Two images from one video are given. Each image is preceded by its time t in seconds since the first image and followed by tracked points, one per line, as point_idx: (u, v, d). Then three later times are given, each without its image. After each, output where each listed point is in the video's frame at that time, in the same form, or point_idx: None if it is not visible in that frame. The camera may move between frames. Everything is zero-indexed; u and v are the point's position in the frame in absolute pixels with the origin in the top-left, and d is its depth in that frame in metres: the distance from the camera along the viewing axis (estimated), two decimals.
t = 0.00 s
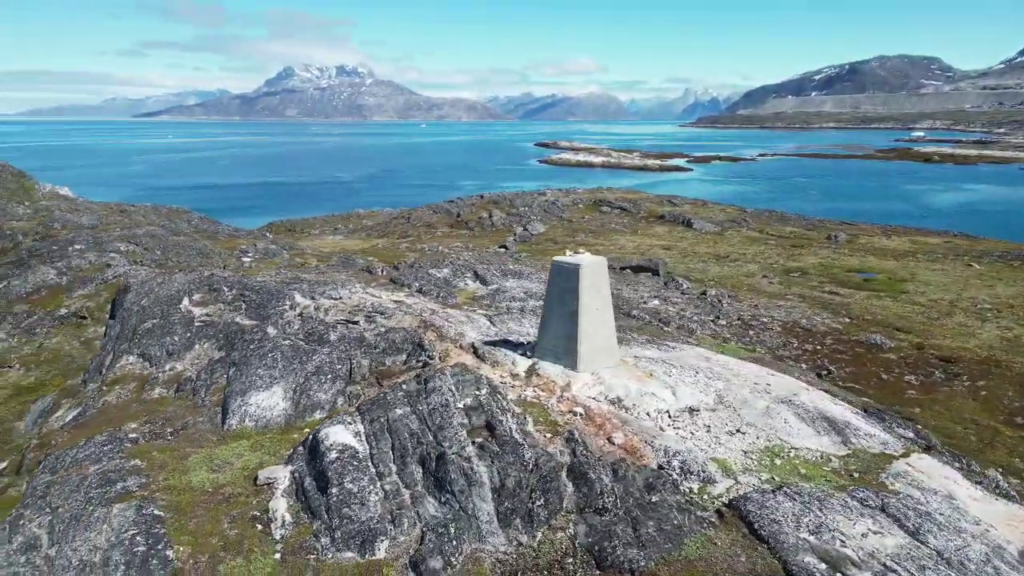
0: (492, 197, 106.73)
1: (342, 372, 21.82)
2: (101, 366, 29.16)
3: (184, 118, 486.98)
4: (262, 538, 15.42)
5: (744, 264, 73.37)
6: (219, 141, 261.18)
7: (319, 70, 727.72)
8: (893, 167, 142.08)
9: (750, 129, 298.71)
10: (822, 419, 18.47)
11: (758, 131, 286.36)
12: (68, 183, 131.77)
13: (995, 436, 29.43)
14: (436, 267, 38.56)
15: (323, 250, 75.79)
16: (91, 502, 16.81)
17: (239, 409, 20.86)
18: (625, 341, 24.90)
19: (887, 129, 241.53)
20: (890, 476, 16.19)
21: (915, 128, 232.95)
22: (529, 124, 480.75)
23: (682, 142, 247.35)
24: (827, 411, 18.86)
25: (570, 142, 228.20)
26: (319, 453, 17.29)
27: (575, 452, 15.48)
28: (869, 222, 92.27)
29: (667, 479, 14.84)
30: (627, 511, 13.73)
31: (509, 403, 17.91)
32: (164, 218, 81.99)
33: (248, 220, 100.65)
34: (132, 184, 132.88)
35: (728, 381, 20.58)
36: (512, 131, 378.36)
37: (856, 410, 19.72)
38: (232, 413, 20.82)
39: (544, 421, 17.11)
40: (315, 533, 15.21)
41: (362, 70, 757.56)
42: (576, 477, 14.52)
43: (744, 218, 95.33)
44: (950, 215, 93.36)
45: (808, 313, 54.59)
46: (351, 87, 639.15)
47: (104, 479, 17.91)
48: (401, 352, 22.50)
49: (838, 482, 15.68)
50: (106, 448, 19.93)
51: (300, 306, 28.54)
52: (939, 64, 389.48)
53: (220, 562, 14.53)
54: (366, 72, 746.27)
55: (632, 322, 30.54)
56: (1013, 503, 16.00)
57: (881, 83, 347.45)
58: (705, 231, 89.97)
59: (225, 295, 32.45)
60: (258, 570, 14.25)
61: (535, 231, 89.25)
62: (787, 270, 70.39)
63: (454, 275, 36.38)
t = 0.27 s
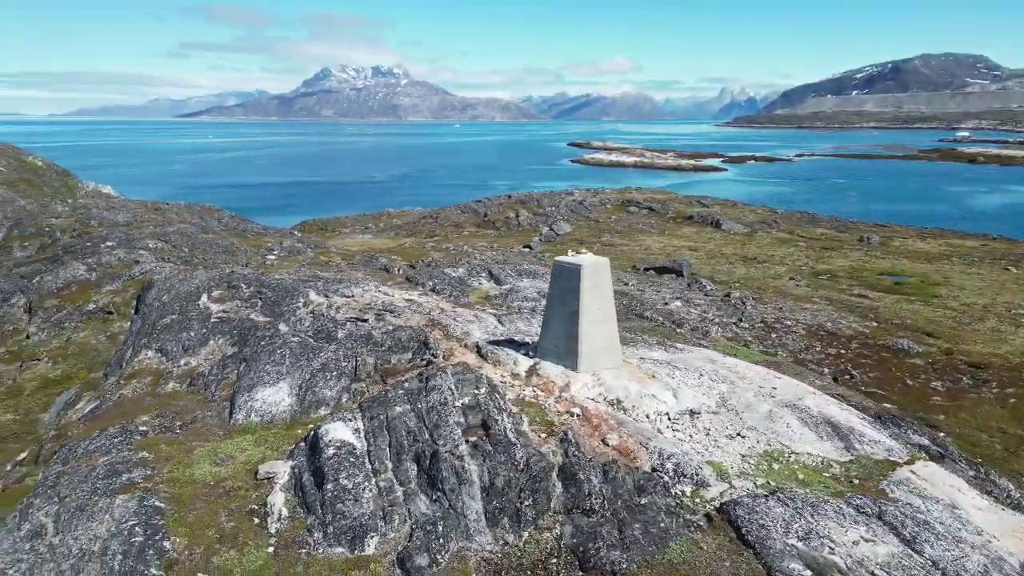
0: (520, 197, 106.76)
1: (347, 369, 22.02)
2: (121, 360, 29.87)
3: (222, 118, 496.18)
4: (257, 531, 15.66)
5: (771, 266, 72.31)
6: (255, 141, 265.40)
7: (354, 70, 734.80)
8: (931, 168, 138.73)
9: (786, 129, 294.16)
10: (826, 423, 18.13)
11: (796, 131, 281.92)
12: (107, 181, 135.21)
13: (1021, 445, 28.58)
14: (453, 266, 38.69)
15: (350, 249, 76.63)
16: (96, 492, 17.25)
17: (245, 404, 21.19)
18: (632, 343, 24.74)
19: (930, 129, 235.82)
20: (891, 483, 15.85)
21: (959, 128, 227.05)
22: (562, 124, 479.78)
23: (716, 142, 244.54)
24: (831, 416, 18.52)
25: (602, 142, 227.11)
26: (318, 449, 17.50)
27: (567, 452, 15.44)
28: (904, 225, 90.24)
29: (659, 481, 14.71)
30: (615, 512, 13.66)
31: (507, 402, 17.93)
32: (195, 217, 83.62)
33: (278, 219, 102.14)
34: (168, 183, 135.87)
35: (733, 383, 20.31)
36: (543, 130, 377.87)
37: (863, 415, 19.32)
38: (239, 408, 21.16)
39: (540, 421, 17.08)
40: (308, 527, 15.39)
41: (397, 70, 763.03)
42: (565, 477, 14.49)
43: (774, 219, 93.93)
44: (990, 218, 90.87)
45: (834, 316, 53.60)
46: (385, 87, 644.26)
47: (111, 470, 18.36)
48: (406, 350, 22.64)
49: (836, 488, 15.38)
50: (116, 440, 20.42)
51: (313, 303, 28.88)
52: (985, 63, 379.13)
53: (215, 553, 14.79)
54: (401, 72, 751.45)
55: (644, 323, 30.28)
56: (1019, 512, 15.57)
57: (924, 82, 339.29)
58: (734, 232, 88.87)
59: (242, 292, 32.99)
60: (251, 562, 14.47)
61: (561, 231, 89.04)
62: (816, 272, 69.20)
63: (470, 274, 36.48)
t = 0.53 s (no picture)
0: (547, 197, 106.59)
1: (353, 366, 22.25)
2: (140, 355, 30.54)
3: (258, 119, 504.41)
4: (254, 524, 15.90)
5: (800, 268, 71.12)
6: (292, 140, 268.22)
7: (390, 70, 739.58)
8: (971, 169, 135.12)
9: (824, 129, 289.13)
10: (829, 429, 17.79)
11: (835, 131, 277.05)
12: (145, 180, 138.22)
13: None
14: (470, 266, 38.76)
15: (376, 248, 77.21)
16: (103, 483, 17.68)
17: (252, 400, 21.52)
18: (640, 345, 24.55)
19: (974, 129, 229.74)
20: (892, 490, 15.52)
21: (1006, 128, 220.75)
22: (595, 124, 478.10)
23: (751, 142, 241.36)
24: (836, 422, 18.17)
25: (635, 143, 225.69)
26: (317, 445, 17.70)
27: (560, 453, 15.40)
28: (941, 227, 88.08)
29: (651, 483, 14.61)
30: (602, 514, 13.55)
31: (505, 402, 17.92)
32: (227, 215, 85.06)
33: (309, 218, 103.40)
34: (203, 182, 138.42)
35: (737, 386, 20.06)
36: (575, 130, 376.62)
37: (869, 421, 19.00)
38: (246, 404, 21.47)
39: (536, 421, 17.06)
40: (303, 522, 15.56)
41: (431, 70, 765.73)
42: (555, 478, 14.45)
43: (806, 220, 92.38)
44: None
45: (862, 320, 52.51)
46: (420, 87, 647.51)
47: (119, 462, 18.78)
48: (412, 348, 22.77)
49: (834, 494, 15.10)
50: (127, 433, 20.91)
51: (326, 301, 29.20)
52: None
53: (211, 546, 15.02)
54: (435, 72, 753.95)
55: (657, 325, 30.02)
56: None
57: (969, 81, 330.55)
58: (763, 233, 87.59)
59: (260, 289, 33.48)
60: (245, 555, 14.67)
61: (587, 232, 88.67)
62: (845, 275, 67.88)
63: (486, 274, 36.53)
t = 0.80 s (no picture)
0: (576, 198, 106.23)
1: (360, 364, 22.45)
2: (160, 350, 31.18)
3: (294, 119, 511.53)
4: (252, 518, 16.14)
5: (830, 271, 69.84)
6: (328, 140, 271.02)
7: (425, 70, 743.44)
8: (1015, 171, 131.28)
9: (863, 130, 283.48)
10: (833, 435, 17.46)
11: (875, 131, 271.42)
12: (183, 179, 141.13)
13: None
14: (487, 266, 38.81)
15: (403, 247, 77.68)
16: (111, 475, 18.11)
17: (260, 395, 21.84)
18: (649, 347, 24.35)
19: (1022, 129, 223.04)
20: (893, 498, 15.18)
21: None
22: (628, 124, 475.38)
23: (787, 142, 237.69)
24: (840, 428, 17.83)
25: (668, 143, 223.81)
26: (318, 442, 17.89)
27: (553, 454, 15.36)
28: (979, 230, 85.78)
29: (642, 486, 14.50)
30: (589, 516, 13.50)
31: (503, 401, 17.92)
32: (258, 214, 86.39)
33: (340, 217, 104.50)
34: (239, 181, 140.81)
35: (741, 390, 19.79)
36: (608, 130, 375.03)
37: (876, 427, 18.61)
38: (253, 399, 21.79)
39: (533, 422, 17.02)
40: (298, 517, 15.75)
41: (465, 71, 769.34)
42: (546, 479, 14.42)
43: (839, 222, 90.66)
44: None
45: (891, 325, 51.39)
46: (454, 87, 649.79)
47: (128, 454, 19.22)
48: (419, 347, 22.91)
49: (831, 501, 14.83)
50: (139, 426, 21.37)
51: (340, 300, 29.51)
52: None
53: (207, 539, 15.28)
54: (470, 72, 756.07)
55: (670, 327, 29.74)
56: None
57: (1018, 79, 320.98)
58: (794, 235, 86.20)
59: (278, 287, 33.95)
60: (239, 549, 14.89)
61: (614, 232, 88.14)
62: (876, 278, 66.49)
63: (502, 274, 36.56)
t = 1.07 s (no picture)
0: (604, 198, 105.65)
1: (367, 362, 22.66)
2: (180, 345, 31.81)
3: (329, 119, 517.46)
4: (251, 512, 16.41)
5: (861, 273, 68.41)
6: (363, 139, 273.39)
7: (459, 70, 745.77)
8: None
9: (904, 129, 277.03)
10: (836, 441, 17.14)
11: (917, 131, 265.14)
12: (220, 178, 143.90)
13: None
14: (504, 266, 38.81)
15: (429, 246, 78.01)
16: (120, 467, 18.58)
17: (268, 392, 22.17)
18: (657, 349, 24.16)
19: None
20: (893, 507, 14.88)
21: None
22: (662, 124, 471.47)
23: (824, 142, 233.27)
24: (845, 434, 17.51)
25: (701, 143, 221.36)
26: (320, 437, 18.15)
27: (546, 455, 15.35)
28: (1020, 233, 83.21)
29: (634, 488, 14.43)
30: (578, 518, 13.47)
31: (502, 401, 17.95)
32: (287, 212, 87.56)
33: (371, 216, 105.47)
34: (274, 181, 143.01)
35: (746, 393, 19.55)
36: (642, 130, 372.27)
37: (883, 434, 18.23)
38: (262, 395, 22.15)
39: (530, 421, 17.04)
40: (295, 512, 15.97)
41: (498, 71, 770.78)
42: (537, 480, 14.45)
43: (874, 224, 88.73)
44: None
45: (921, 330, 50.15)
46: (488, 87, 650.62)
47: (137, 447, 19.69)
48: (426, 346, 23.07)
49: (828, 508, 14.58)
50: (152, 419, 21.90)
51: (354, 298, 29.82)
52: None
53: (205, 532, 15.58)
54: (504, 72, 756.36)
55: (684, 329, 29.43)
56: None
57: None
58: (826, 237, 84.63)
59: (296, 285, 34.43)
60: (235, 542, 15.16)
61: (641, 233, 87.47)
62: (908, 281, 64.95)
63: (518, 274, 36.53)
